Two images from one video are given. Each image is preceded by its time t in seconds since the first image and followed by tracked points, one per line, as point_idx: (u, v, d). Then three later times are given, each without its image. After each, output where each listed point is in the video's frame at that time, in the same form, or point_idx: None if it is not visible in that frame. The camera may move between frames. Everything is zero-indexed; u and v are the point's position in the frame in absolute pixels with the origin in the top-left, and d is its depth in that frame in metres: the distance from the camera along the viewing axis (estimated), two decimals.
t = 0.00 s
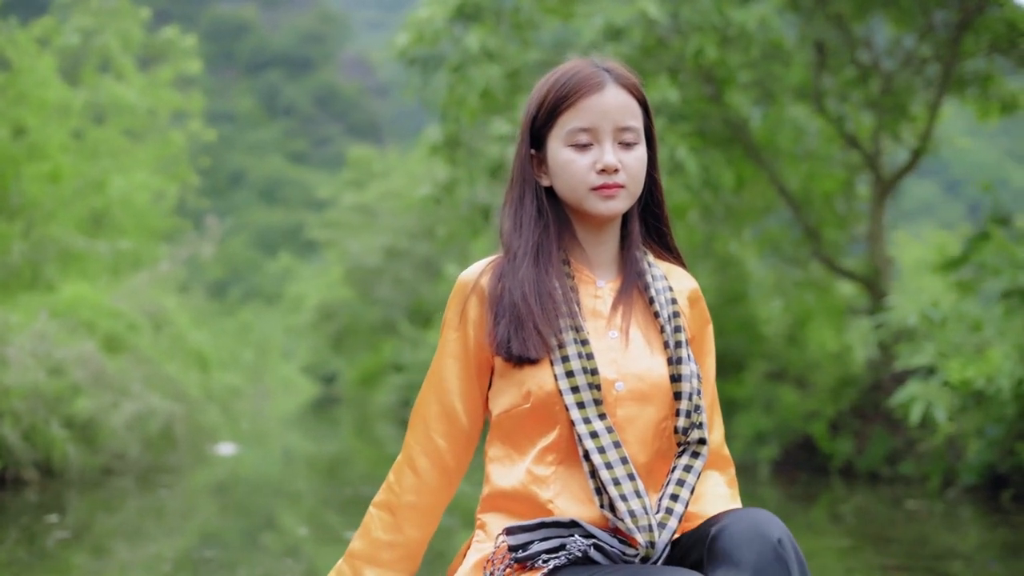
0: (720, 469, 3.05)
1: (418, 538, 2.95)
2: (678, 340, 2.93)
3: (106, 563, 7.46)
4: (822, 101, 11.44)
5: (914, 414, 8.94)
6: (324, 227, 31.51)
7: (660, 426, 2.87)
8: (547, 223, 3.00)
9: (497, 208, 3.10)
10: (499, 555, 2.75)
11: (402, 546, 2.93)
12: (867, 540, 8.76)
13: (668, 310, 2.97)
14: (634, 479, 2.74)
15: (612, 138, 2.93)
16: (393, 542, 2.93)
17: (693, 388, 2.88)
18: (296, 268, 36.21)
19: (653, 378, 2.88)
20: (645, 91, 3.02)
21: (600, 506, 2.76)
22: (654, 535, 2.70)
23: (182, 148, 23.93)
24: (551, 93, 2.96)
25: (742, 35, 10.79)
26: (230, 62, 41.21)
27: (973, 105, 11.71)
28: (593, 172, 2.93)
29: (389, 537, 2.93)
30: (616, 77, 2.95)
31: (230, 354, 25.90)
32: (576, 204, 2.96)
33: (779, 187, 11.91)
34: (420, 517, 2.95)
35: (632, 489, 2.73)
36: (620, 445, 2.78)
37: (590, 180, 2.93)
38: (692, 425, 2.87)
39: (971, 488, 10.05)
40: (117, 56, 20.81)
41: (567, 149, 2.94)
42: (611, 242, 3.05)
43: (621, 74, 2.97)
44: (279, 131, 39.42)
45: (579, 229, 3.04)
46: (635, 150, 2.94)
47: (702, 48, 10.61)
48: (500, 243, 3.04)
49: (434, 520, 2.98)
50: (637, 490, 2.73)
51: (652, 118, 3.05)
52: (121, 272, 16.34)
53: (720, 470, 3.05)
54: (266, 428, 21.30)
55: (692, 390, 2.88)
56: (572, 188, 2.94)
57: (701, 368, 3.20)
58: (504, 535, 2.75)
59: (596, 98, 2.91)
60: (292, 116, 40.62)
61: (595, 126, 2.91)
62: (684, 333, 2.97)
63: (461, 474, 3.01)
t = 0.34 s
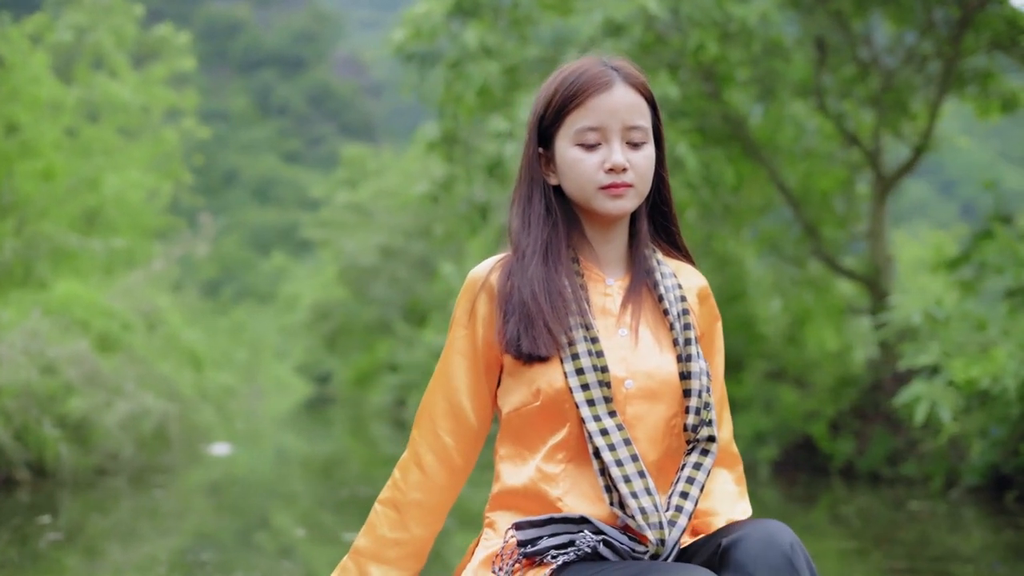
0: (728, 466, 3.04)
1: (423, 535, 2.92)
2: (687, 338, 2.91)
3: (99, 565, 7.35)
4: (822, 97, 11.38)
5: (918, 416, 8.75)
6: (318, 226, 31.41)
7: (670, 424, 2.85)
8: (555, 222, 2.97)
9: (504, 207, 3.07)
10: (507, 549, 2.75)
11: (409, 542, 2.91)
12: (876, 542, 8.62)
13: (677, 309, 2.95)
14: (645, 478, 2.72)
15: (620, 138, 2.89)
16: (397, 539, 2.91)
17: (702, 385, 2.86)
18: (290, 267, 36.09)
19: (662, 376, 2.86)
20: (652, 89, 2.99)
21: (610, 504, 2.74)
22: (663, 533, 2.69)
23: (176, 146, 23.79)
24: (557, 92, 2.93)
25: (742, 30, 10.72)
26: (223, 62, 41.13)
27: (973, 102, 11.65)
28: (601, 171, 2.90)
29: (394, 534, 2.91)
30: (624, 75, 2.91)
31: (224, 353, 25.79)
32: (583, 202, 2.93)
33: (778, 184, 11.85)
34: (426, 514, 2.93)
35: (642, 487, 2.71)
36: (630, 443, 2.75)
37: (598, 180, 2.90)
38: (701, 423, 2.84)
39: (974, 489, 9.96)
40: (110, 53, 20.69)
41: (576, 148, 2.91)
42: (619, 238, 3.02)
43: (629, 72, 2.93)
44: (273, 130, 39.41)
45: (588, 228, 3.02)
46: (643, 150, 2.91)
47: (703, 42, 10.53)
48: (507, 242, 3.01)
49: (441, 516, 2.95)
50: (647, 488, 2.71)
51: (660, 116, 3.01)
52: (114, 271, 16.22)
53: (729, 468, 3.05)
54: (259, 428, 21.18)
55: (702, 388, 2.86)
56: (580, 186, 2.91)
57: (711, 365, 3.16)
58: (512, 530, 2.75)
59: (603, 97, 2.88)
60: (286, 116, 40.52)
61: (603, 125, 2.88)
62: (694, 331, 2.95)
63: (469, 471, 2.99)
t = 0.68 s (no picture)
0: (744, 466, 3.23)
1: (436, 537, 3.12)
2: (695, 342, 3.14)
3: (96, 567, 7.22)
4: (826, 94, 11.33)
5: (928, 415, 8.67)
6: (316, 224, 31.25)
7: (680, 426, 3.08)
8: (566, 225, 3.22)
9: (519, 203, 3.31)
10: (520, 537, 2.99)
11: (422, 543, 3.11)
12: (885, 543, 8.53)
13: (687, 313, 3.19)
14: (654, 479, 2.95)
15: (631, 142, 3.13)
16: (409, 540, 3.11)
17: (711, 388, 3.09)
18: (288, 267, 35.95)
19: (673, 377, 3.09)
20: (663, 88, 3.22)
21: (621, 505, 2.98)
22: (676, 532, 2.93)
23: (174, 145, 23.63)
24: (571, 94, 3.16)
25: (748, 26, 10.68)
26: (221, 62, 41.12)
27: (977, 100, 11.60)
28: (612, 175, 3.13)
29: (407, 534, 3.11)
30: (636, 77, 3.14)
31: (222, 353, 25.63)
32: (594, 206, 3.18)
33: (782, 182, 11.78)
34: (440, 513, 3.12)
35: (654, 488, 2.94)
36: (641, 443, 2.98)
37: (609, 183, 3.13)
38: (712, 426, 3.08)
39: (981, 490, 9.93)
40: (108, 51, 20.53)
41: (588, 150, 3.14)
42: (628, 244, 3.27)
43: (640, 74, 3.16)
44: (270, 130, 39.32)
45: (600, 230, 3.27)
46: (653, 152, 3.15)
47: (708, 39, 10.48)
48: (521, 241, 3.25)
49: (456, 515, 3.15)
50: (660, 487, 2.94)
51: (669, 117, 3.24)
52: (112, 270, 16.10)
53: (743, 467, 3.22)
54: (257, 429, 21.03)
55: (710, 392, 3.08)
56: (592, 191, 3.16)
57: (722, 365, 3.39)
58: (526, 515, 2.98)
59: (614, 101, 3.11)
60: (283, 116, 40.43)
61: (614, 129, 3.11)
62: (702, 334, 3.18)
63: (481, 470, 3.19)
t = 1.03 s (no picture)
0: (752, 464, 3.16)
1: (448, 537, 3.06)
2: (705, 339, 3.06)
3: (92, 569, 7.12)
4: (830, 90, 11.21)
5: (939, 413, 8.60)
6: (314, 223, 31.16)
7: (689, 423, 3.01)
8: (575, 224, 3.14)
9: (526, 203, 3.24)
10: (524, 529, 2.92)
11: (433, 542, 3.04)
12: (898, 545, 8.40)
13: (697, 310, 3.11)
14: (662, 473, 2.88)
15: (638, 142, 3.04)
16: (421, 539, 3.04)
17: (722, 387, 3.01)
18: (286, 266, 35.86)
19: (683, 375, 3.02)
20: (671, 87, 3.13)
21: (628, 501, 2.91)
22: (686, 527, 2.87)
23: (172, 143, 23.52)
24: (576, 93, 3.08)
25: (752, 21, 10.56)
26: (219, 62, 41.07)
27: (982, 97, 11.49)
28: (618, 175, 3.05)
29: (419, 534, 3.05)
30: (643, 77, 3.06)
31: (220, 353, 25.54)
32: (601, 205, 3.10)
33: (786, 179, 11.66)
34: (450, 513, 3.06)
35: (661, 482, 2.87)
36: (649, 439, 2.91)
37: (615, 183, 3.06)
38: (723, 423, 3.00)
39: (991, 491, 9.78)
40: (106, 49, 20.42)
41: (594, 151, 3.06)
42: (637, 240, 3.20)
43: (647, 73, 3.07)
44: (267, 130, 39.21)
45: (607, 228, 3.20)
46: (660, 152, 3.07)
47: (713, 33, 10.36)
48: (528, 240, 3.18)
49: (468, 514, 3.09)
50: (670, 481, 2.88)
51: (677, 116, 3.15)
52: (109, 269, 16.01)
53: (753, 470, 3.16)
54: (255, 428, 20.93)
55: (720, 389, 3.01)
56: (598, 190, 3.08)
57: (733, 365, 3.27)
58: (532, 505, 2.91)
59: (621, 100, 3.03)
60: (280, 116, 40.37)
61: (620, 129, 3.03)
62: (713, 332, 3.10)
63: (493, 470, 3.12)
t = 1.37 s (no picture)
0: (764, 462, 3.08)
1: (456, 535, 2.97)
2: (718, 335, 2.97)
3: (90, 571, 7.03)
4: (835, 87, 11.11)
5: (949, 413, 8.52)
6: (313, 223, 31.08)
7: (701, 420, 2.92)
8: (584, 220, 3.05)
9: (534, 201, 3.15)
10: (540, 539, 2.85)
11: (442, 540, 2.96)
12: (909, 547, 8.30)
13: (709, 305, 3.01)
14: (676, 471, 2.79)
15: (644, 137, 2.95)
16: (431, 538, 2.96)
17: (735, 382, 2.91)
18: (284, 266, 35.79)
19: (696, 371, 2.92)
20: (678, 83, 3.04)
21: (642, 499, 2.82)
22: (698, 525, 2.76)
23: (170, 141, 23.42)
24: (582, 89, 2.99)
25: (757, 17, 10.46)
26: (217, 62, 41.16)
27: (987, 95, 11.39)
28: (625, 172, 2.96)
29: (429, 532, 2.96)
30: (649, 72, 2.96)
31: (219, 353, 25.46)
32: (609, 202, 3.01)
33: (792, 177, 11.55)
34: (459, 512, 2.98)
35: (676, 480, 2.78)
36: (662, 437, 2.82)
37: (622, 180, 2.96)
38: (736, 419, 2.90)
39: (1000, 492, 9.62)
40: (104, 47, 20.33)
41: (600, 148, 2.97)
42: (648, 235, 3.10)
43: (652, 68, 2.98)
44: (266, 130, 39.11)
45: (616, 224, 3.10)
46: (667, 148, 2.97)
47: (717, 29, 10.26)
48: (537, 238, 3.09)
49: (478, 514, 3.00)
50: (681, 481, 2.78)
51: (685, 112, 3.06)
52: (107, 269, 15.94)
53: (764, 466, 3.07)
54: (253, 428, 20.85)
55: (735, 385, 2.91)
56: (606, 186, 2.99)
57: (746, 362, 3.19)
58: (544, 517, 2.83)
59: (627, 96, 2.93)
60: (279, 115, 40.32)
61: (627, 125, 2.94)
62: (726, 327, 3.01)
63: (502, 471, 3.03)
